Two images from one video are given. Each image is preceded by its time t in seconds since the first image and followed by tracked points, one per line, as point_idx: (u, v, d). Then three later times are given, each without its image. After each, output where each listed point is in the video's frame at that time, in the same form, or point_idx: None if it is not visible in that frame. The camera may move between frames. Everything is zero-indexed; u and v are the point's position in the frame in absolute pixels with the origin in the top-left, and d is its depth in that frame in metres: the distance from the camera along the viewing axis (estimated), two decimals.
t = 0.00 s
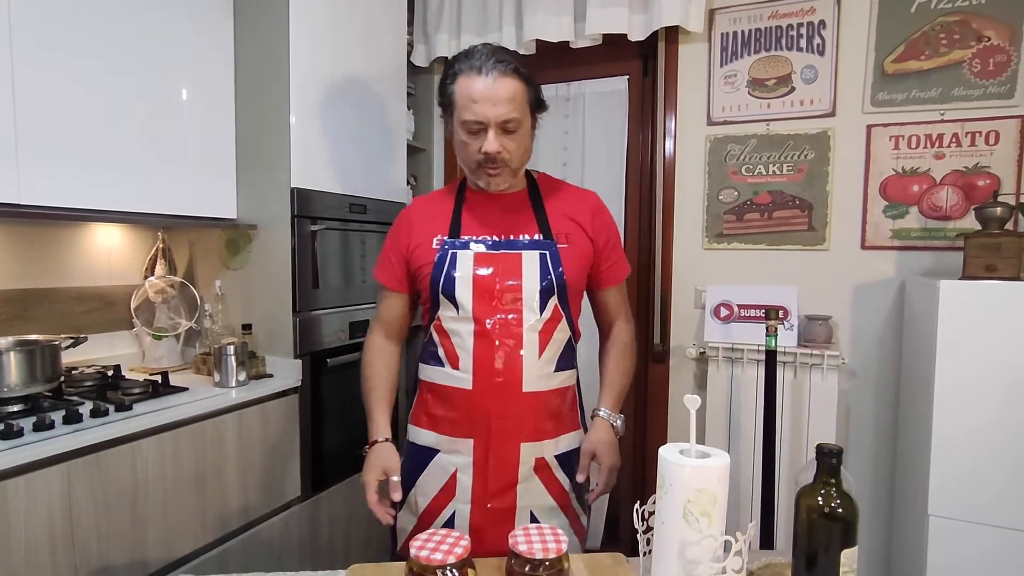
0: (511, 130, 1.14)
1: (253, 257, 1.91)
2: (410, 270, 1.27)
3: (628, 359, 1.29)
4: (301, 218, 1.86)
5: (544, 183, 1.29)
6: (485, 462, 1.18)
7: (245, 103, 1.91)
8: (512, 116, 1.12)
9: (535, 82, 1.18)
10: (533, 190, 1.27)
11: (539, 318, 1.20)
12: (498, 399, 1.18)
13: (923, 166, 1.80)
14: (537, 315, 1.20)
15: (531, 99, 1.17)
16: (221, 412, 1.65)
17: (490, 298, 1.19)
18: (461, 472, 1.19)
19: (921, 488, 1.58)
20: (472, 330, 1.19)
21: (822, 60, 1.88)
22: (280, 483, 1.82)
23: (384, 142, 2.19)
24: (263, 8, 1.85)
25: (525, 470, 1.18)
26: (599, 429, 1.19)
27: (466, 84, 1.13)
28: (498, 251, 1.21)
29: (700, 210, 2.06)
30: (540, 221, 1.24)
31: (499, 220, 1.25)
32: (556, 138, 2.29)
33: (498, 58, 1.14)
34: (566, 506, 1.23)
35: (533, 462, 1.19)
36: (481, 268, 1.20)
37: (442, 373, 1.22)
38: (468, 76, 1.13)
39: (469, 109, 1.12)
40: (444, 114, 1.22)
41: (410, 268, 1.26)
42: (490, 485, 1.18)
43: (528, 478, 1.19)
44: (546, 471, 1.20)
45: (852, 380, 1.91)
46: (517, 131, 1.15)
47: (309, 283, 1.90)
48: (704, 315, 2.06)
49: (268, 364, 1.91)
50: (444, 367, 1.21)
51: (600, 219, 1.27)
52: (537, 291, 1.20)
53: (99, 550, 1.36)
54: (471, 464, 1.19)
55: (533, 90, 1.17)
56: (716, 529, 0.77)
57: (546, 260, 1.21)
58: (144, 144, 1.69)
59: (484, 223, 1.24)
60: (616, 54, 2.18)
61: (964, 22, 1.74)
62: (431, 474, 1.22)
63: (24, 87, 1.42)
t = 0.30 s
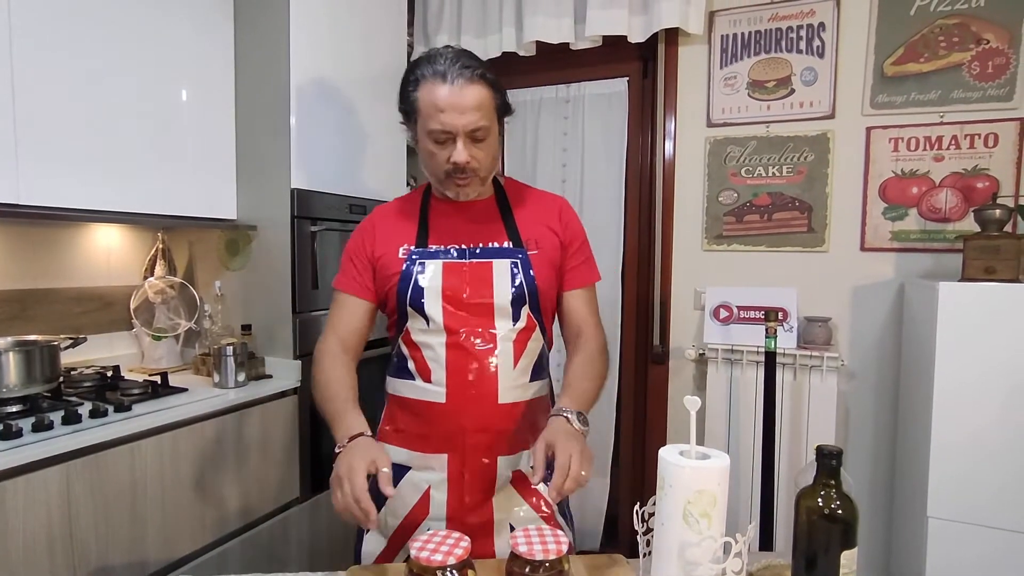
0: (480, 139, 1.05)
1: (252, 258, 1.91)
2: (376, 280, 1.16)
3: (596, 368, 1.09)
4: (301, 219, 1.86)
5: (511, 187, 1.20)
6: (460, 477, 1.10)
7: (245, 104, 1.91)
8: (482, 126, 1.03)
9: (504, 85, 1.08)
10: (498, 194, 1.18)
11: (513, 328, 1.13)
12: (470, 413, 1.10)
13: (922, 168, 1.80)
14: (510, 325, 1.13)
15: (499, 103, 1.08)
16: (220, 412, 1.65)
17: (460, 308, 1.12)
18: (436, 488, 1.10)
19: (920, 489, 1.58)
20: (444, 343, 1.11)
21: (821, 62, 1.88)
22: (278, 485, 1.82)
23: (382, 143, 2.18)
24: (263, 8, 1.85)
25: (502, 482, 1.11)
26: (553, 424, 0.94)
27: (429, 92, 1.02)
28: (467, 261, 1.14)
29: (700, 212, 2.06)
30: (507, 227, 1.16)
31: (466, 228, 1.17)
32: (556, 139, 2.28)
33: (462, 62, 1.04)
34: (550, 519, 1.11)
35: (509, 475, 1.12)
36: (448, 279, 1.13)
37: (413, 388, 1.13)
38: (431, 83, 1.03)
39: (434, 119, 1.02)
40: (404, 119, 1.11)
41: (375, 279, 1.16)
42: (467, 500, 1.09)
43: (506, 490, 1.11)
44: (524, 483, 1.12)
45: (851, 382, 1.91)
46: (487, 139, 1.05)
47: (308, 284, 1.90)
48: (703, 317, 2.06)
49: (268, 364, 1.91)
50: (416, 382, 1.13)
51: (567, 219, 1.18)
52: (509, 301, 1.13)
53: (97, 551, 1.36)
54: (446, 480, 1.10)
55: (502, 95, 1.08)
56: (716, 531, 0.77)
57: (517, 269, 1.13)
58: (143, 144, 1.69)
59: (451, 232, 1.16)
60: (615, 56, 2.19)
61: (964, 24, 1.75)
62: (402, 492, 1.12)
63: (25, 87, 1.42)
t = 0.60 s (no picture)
0: (467, 136, 0.99)
1: (253, 258, 1.91)
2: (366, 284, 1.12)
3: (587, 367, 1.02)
4: (301, 219, 1.86)
5: (498, 182, 1.16)
6: (460, 483, 1.11)
7: (245, 105, 1.91)
8: (469, 123, 0.97)
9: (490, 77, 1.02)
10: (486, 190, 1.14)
11: (507, 333, 1.12)
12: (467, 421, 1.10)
13: (922, 170, 1.81)
14: (504, 329, 1.12)
15: (486, 97, 1.01)
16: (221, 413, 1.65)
17: (453, 315, 1.12)
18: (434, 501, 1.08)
19: (920, 490, 1.59)
20: (437, 351, 1.10)
21: (821, 64, 1.89)
22: (278, 486, 1.81)
23: (382, 144, 2.18)
24: (264, 9, 1.85)
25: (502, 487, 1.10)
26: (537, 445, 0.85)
27: (411, 87, 0.95)
28: (459, 265, 1.12)
29: (700, 213, 2.06)
30: (498, 226, 1.13)
31: (455, 229, 1.13)
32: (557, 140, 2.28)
33: (448, 54, 0.97)
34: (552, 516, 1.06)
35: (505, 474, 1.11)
36: (439, 284, 1.11)
37: (408, 398, 1.13)
38: (413, 76, 0.96)
39: (418, 116, 0.96)
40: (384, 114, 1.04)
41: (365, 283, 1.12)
42: (468, 506, 1.10)
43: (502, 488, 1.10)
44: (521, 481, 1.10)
45: (851, 383, 1.91)
46: (474, 136, 1.00)
47: (309, 285, 1.90)
48: (703, 318, 2.06)
49: (269, 364, 1.91)
50: (410, 391, 1.13)
51: (557, 212, 1.15)
52: (503, 304, 1.12)
53: (98, 552, 1.35)
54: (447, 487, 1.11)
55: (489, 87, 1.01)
56: (718, 532, 0.77)
57: (510, 271, 1.11)
58: (144, 145, 1.68)
59: (441, 234, 1.13)
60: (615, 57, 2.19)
61: (964, 26, 1.75)
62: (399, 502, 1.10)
63: (26, 87, 1.42)
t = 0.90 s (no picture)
0: (480, 141, 0.94)
1: (253, 259, 1.91)
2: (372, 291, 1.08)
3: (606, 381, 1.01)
4: (301, 220, 1.86)
5: (516, 183, 1.11)
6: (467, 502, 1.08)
7: (245, 105, 1.91)
8: (483, 129, 0.91)
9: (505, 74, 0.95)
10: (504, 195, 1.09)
11: (519, 349, 1.07)
12: (477, 437, 1.06)
13: (922, 171, 1.81)
14: (517, 345, 1.07)
15: (501, 97, 0.95)
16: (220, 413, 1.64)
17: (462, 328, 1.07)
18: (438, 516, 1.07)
19: (920, 492, 1.59)
20: (445, 365, 1.06)
21: (821, 65, 1.89)
22: (278, 487, 1.81)
23: (382, 145, 2.18)
24: (264, 9, 1.85)
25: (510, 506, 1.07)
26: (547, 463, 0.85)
27: (421, 90, 0.89)
28: (470, 276, 1.07)
29: (700, 214, 2.06)
30: (514, 235, 1.08)
31: (467, 235, 1.09)
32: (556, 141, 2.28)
33: (461, 53, 0.90)
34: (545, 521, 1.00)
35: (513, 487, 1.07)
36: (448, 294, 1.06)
37: (415, 411, 1.09)
38: (422, 78, 0.89)
39: (428, 121, 0.90)
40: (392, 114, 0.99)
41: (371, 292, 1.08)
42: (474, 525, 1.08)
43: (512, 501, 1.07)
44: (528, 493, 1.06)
45: (851, 384, 1.91)
46: (488, 140, 0.94)
47: (308, 286, 1.90)
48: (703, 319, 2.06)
49: (268, 365, 1.91)
50: (416, 404, 1.09)
51: (581, 221, 1.08)
52: (517, 319, 1.06)
53: (97, 554, 1.35)
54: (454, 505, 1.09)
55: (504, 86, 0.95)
56: (718, 534, 0.77)
57: (523, 283, 1.06)
58: (144, 145, 1.68)
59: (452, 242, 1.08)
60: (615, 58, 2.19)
61: (963, 28, 1.75)
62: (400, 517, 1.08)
63: (25, 87, 1.42)
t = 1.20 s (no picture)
0: (504, 162, 0.80)
1: (252, 259, 1.90)
2: (377, 301, 1.02)
3: (628, 391, 0.98)
4: (301, 220, 1.86)
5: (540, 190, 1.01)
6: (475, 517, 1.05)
7: (244, 105, 1.90)
8: (507, 149, 0.78)
9: (537, 82, 0.81)
10: (526, 199, 0.99)
11: (536, 370, 1.01)
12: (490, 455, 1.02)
13: (921, 172, 1.81)
14: (533, 366, 1.01)
15: (531, 110, 0.81)
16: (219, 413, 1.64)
17: (476, 346, 1.01)
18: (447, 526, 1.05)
19: (919, 493, 1.59)
20: (456, 386, 1.00)
21: (821, 66, 1.89)
22: (277, 488, 1.81)
23: (381, 145, 2.18)
24: (263, 9, 1.85)
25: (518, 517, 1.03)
26: (556, 463, 0.84)
27: (438, 103, 0.75)
28: (484, 292, 1.00)
29: (699, 214, 2.06)
30: (534, 247, 1.00)
31: (483, 247, 1.01)
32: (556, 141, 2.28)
33: (490, 63, 0.75)
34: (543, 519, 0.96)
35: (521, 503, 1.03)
36: (461, 312, 1.00)
37: (425, 424, 1.06)
38: (439, 88, 0.75)
39: (445, 140, 0.77)
40: (404, 122, 0.85)
41: (376, 301, 1.02)
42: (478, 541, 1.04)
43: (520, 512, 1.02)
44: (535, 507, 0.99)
45: (851, 385, 1.91)
46: (513, 160, 0.81)
47: (308, 286, 1.90)
48: (702, 319, 2.06)
49: (267, 365, 1.90)
50: (427, 418, 1.05)
51: (609, 234, 1.00)
52: (533, 338, 1.00)
53: (95, 555, 1.35)
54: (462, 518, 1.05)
55: (534, 96, 0.81)
56: (718, 534, 0.77)
57: (542, 302, 0.99)
58: (143, 145, 1.68)
59: (466, 253, 1.01)
60: (615, 58, 2.19)
61: (963, 29, 1.75)
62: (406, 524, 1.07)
63: (25, 87, 1.42)
